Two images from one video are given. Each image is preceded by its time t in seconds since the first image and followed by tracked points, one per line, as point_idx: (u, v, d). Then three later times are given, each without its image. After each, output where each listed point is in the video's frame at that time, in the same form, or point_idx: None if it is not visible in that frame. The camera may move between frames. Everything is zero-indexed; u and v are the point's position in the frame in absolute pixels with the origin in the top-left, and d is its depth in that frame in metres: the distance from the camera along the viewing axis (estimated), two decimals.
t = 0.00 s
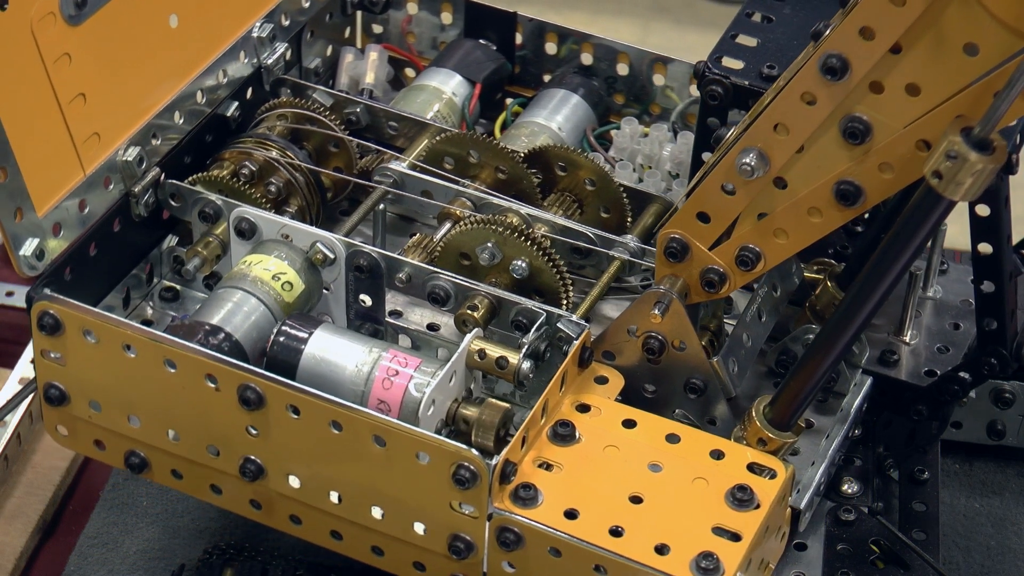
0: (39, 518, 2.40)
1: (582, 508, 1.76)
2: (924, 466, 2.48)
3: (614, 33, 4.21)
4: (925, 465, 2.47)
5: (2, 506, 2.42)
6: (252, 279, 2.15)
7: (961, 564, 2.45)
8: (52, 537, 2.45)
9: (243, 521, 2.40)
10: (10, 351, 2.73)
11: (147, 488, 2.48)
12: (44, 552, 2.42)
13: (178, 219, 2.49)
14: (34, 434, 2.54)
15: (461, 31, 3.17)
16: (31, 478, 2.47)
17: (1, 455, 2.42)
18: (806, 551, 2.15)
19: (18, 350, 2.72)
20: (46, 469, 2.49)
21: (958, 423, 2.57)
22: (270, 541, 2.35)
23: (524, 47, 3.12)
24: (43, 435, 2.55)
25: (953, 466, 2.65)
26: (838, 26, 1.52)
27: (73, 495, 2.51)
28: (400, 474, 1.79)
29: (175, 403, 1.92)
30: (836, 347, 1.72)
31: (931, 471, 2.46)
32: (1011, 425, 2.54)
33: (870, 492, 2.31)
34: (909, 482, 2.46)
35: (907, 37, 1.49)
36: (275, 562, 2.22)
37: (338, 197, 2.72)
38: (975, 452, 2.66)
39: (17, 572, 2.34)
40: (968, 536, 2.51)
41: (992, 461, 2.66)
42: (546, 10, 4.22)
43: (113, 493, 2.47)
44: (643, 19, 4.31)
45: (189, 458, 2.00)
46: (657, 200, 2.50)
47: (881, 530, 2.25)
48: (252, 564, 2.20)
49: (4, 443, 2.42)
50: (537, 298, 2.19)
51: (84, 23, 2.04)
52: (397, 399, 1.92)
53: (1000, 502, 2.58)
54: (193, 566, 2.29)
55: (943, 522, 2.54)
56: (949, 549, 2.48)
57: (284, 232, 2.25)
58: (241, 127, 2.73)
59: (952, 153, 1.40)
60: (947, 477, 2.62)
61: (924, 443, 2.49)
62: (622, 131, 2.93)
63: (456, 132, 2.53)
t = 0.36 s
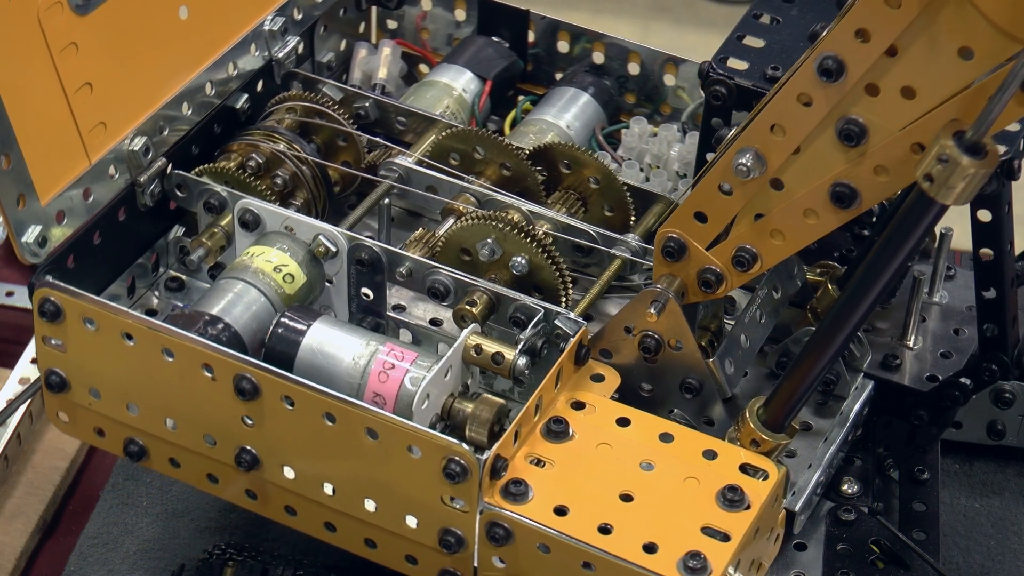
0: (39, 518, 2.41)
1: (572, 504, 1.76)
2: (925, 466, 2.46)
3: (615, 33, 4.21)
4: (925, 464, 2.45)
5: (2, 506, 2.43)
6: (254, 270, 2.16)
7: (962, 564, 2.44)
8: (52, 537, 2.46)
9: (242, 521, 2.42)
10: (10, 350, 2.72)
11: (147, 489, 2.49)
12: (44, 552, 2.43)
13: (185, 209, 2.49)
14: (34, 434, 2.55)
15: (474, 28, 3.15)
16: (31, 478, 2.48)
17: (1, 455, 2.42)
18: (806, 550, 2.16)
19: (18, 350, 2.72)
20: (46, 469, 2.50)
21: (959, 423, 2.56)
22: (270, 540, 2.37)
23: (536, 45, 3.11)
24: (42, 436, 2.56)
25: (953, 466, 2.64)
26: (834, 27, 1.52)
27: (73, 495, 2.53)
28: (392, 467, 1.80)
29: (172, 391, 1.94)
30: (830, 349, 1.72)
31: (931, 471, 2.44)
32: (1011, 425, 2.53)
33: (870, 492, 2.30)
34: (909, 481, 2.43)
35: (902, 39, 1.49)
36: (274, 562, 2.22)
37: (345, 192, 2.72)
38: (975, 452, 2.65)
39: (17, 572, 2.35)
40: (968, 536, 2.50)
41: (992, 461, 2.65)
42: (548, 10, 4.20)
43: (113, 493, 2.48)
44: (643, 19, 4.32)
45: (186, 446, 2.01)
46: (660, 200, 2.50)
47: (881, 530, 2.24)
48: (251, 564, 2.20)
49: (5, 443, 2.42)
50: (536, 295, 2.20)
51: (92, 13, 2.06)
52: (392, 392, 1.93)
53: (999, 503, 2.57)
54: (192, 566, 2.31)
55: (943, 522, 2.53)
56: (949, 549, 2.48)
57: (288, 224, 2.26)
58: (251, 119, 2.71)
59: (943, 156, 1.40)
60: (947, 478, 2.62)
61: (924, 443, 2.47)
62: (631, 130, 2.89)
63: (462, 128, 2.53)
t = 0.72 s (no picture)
0: (39, 518, 2.43)
1: (562, 501, 1.77)
2: (925, 465, 2.45)
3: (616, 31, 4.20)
4: (925, 464, 2.44)
5: (2, 506, 2.44)
6: (256, 262, 2.18)
7: (962, 564, 2.44)
8: (52, 537, 2.47)
9: (242, 520, 2.43)
10: (9, 351, 2.74)
11: (147, 490, 2.50)
12: (44, 552, 2.44)
13: (191, 201, 2.50)
14: (34, 434, 2.57)
15: (488, 26, 3.09)
16: (31, 478, 2.50)
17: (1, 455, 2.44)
18: (806, 551, 2.15)
19: (18, 350, 2.74)
20: (46, 469, 2.52)
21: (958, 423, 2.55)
22: (271, 540, 2.39)
23: (549, 43, 3.05)
24: (41, 436, 2.58)
25: (953, 466, 2.63)
26: (830, 30, 1.56)
27: (73, 495, 2.55)
28: (385, 460, 1.81)
29: (171, 380, 1.95)
30: (823, 350, 1.72)
31: (931, 471, 2.43)
32: (1011, 425, 2.51)
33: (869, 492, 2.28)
34: (909, 481, 2.42)
35: (897, 41, 1.52)
36: (274, 562, 2.23)
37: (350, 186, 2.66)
38: (975, 452, 2.64)
39: (17, 572, 2.36)
40: (968, 536, 2.49)
41: (992, 461, 2.64)
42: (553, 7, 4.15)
43: (113, 494, 2.49)
44: (642, 18, 4.32)
45: (184, 435, 2.03)
46: (664, 201, 2.51)
47: (881, 529, 2.21)
48: (251, 564, 2.21)
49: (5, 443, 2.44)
50: (536, 292, 2.21)
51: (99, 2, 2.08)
52: (388, 385, 1.94)
53: (999, 502, 2.56)
54: (192, 566, 2.32)
55: (943, 522, 2.52)
56: (950, 549, 2.47)
57: (291, 217, 2.25)
58: (262, 111, 2.69)
59: (934, 160, 1.40)
60: (946, 477, 2.61)
61: (924, 443, 2.46)
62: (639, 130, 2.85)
63: (467, 124, 2.54)
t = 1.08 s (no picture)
0: (39, 518, 2.45)
1: (553, 497, 1.77)
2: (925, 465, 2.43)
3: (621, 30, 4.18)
4: (925, 464, 2.42)
5: (2, 507, 2.47)
6: (257, 254, 2.19)
7: (962, 564, 2.43)
8: (52, 537, 2.49)
9: (242, 520, 2.44)
10: (10, 351, 2.78)
11: (147, 489, 2.51)
12: (44, 552, 2.47)
13: (200, 193, 2.51)
14: (34, 434, 2.59)
15: (502, 23, 3.06)
16: (31, 478, 2.52)
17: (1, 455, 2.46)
18: (805, 551, 2.14)
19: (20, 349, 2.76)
20: (46, 469, 2.54)
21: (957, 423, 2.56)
22: (270, 541, 2.40)
23: (561, 42, 3.01)
24: (41, 435, 2.60)
25: (953, 466, 2.62)
26: (827, 33, 1.63)
27: (72, 495, 2.57)
28: (378, 452, 1.82)
29: (170, 369, 1.97)
30: (816, 352, 1.72)
31: (932, 471, 2.41)
32: (1011, 424, 2.53)
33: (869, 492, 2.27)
34: (909, 482, 2.40)
35: (891, 44, 1.59)
36: (274, 562, 2.24)
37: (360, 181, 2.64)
38: (975, 452, 2.63)
39: (17, 572, 2.39)
40: (968, 536, 2.48)
41: (992, 461, 2.63)
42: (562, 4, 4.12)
43: (113, 493, 2.51)
44: (643, 19, 4.32)
45: (182, 424, 2.04)
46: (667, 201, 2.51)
47: (879, 529, 2.19)
48: (251, 563, 2.22)
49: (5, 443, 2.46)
50: (536, 289, 2.22)
51: None
52: (384, 377, 1.95)
53: (999, 502, 2.55)
54: (192, 566, 2.34)
55: (944, 522, 2.51)
56: (950, 549, 2.46)
57: (296, 210, 2.26)
58: (273, 104, 2.67)
59: (925, 164, 1.41)
60: (947, 477, 2.60)
61: (924, 443, 2.44)
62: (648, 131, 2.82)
63: (473, 121, 2.54)
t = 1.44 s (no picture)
0: (39, 518, 2.46)
1: (550, 497, 1.78)
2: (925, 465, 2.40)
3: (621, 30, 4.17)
4: (925, 465, 2.39)
5: (2, 506, 2.48)
6: (258, 252, 2.19)
7: (962, 564, 2.43)
8: (52, 538, 2.50)
9: (241, 521, 2.44)
10: (9, 350, 2.79)
11: (147, 489, 2.52)
12: (44, 552, 2.47)
13: (202, 190, 2.52)
14: (34, 434, 2.60)
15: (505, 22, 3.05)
16: (31, 478, 2.53)
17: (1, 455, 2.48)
18: (804, 551, 2.14)
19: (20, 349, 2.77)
20: (46, 469, 2.55)
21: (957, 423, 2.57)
22: (270, 541, 2.40)
23: (564, 42, 3.00)
24: (41, 435, 2.61)
25: (953, 466, 2.62)
26: (826, 33, 1.63)
27: (72, 495, 2.58)
28: (376, 451, 1.82)
29: (169, 366, 1.98)
30: (814, 353, 1.72)
31: (932, 471, 2.38)
32: (1010, 425, 2.55)
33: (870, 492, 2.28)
34: (908, 482, 2.38)
35: (889, 44, 1.60)
36: (274, 562, 2.24)
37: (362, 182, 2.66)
38: (975, 452, 2.63)
39: (17, 572, 2.39)
40: (969, 536, 2.48)
41: (992, 462, 2.63)
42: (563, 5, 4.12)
43: (113, 493, 2.52)
44: (642, 19, 4.32)
45: (182, 421, 2.05)
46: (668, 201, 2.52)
47: (880, 529, 2.18)
48: (251, 564, 2.22)
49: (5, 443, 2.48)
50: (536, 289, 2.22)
51: None
52: (383, 376, 1.96)
53: (999, 502, 2.55)
54: (192, 566, 2.34)
55: (944, 522, 2.51)
56: (950, 549, 2.46)
57: (296, 208, 2.26)
58: (275, 102, 2.68)
59: (922, 164, 1.41)
60: (946, 478, 2.60)
61: (924, 444, 2.42)
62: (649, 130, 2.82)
63: (473, 120, 2.54)
